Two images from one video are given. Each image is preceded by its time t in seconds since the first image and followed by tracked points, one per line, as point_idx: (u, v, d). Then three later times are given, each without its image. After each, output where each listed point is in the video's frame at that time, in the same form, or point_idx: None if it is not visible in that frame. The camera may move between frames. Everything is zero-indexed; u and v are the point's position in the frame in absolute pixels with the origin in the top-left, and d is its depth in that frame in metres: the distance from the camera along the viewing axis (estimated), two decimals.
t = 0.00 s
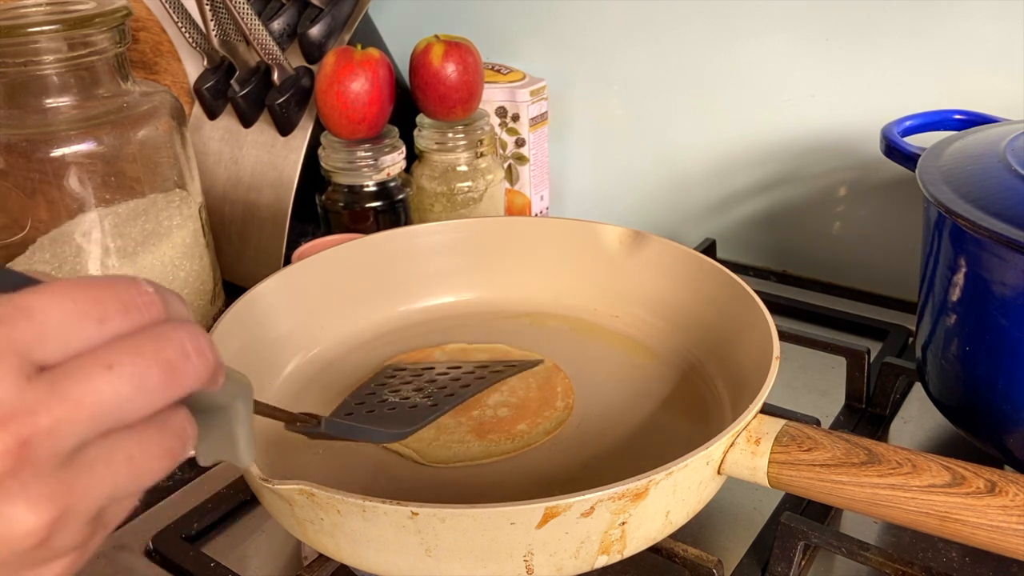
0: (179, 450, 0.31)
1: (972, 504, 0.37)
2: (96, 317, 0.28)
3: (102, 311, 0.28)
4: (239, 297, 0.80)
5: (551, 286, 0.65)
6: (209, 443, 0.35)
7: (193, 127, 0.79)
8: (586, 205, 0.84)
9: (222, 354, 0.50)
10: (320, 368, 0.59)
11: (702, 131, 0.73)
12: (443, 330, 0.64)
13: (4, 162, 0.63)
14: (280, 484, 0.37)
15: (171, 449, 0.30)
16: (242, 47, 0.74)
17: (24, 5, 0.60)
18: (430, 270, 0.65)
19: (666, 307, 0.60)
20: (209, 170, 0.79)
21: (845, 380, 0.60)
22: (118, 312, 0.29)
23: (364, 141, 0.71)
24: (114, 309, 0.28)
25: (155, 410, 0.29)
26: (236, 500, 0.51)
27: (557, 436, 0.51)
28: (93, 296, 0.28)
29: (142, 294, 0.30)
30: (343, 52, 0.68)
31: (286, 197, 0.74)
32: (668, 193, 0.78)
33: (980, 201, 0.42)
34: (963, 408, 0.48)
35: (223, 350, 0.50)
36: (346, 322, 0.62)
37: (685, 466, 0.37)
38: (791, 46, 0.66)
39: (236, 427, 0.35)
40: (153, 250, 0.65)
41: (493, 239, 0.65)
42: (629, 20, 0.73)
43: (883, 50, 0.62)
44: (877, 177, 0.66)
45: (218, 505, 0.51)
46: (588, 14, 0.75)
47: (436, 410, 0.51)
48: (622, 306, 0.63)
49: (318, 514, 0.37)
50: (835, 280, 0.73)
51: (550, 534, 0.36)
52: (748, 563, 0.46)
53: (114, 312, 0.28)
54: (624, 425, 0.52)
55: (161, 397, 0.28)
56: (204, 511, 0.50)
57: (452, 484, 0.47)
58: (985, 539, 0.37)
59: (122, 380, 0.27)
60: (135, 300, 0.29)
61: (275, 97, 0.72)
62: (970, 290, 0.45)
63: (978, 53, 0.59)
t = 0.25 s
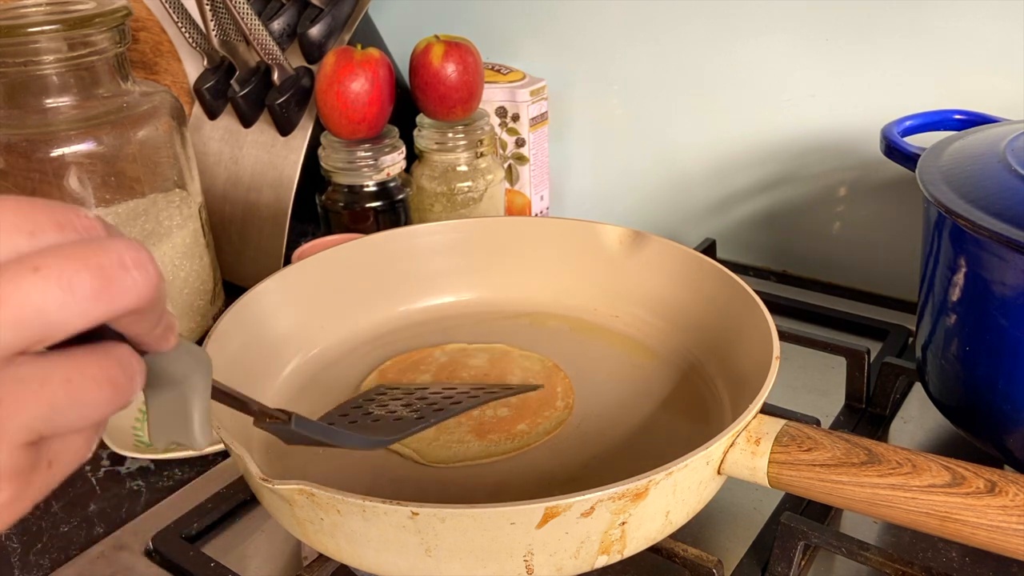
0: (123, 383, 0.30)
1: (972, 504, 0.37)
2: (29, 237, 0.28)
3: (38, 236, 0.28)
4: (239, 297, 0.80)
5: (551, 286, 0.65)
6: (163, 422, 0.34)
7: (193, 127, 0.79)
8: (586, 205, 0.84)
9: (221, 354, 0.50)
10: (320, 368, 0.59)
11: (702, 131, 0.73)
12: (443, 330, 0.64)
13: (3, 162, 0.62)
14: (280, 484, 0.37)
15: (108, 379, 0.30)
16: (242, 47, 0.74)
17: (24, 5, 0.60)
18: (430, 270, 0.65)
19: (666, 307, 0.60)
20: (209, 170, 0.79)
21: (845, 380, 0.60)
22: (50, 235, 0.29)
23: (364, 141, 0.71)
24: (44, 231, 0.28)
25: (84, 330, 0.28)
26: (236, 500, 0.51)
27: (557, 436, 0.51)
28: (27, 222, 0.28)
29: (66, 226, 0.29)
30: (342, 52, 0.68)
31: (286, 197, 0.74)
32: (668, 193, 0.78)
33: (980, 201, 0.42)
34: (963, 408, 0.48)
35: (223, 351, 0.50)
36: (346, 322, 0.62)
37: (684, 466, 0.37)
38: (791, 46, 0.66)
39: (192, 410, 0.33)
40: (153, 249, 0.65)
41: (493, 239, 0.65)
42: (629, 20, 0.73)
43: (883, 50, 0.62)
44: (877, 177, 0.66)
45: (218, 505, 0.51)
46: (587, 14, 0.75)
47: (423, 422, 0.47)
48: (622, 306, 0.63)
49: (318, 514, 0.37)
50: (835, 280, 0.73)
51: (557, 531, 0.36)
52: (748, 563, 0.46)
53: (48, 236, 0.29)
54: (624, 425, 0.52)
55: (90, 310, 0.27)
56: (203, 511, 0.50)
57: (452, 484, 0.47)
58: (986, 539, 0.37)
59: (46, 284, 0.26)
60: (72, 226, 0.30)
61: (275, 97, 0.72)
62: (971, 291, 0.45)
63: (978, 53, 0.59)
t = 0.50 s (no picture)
0: (75, 360, 0.29)
1: (972, 504, 0.37)
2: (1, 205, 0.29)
3: None
4: (238, 296, 0.80)
5: (551, 287, 0.65)
6: (122, 425, 0.31)
7: (193, 127, 0.79)
8: (586, 205, 0.84)
9: (221, 355, 0.50)
10: (320, 368, 0.59)
11: (702, 131, 0.73)
12: (443, 329, 0.64)
13: (4, 162, 0.62)
14: (280, 484, 0.37)
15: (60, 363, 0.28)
16: (243, 47, 0.74)
17: (24, 5, 0.60)
18: (430, 270, 0.65)
19: (666, 306, 0.60)
20: (209, 170, 0.79)
21: (845, 379, 0.60)
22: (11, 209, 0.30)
23: (364, 141, 0.71)
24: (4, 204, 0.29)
25: (24, 307, 0.26)
26: (236, 500, 0.51)
27: (556, 436, 0.51)
28: None
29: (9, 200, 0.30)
30: (342, 52, 0.68)
31: (286, 197, 0.74)
32: (668, 193, 0.78)
33: (980, 201, 0.42)
34: (963, 408, 0.48)
35: (223, 351, 0.50)
36: (346, 323, 0.62)
37: (685, 466, 0.37)
38: (791, 46, 0.66)
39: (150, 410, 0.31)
40: (153, 250, 0.65)
41: (493, 239, 0.65)
42: (629, 20, 0.73)
43: (883, 50, 0.62)
44: (877, 177, 0.66)
45: (218, 505, 0.51)
46: (586, 14, 0.75)
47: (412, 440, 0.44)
48: (622, 306, 0.63)
49: (318, 514, 0.37)
50: (835, 280, 0.73)
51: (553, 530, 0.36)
52: (748, 563, 0.46)
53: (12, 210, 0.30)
54: (624, 425, 0.52)
55: (29, 280, 0.25)
56: (203, 511, 0.50)
57: (452, 484, 0.47)
58: (985, 539, 0.37)
59: None
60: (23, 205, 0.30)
61: (275, 97, 0.72)
62: (970, 291, 0.45)
63: (978, 53, 0.59)
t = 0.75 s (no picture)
0: None
1: (972, 504, 0.37)
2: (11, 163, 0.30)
3: None
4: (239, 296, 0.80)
5: (551, 287, 0.65)
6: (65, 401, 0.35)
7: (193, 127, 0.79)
8: (586, 205, 0.84)
9: (221, 355, 0.50)
10: (319, 369, 0.59)
11: (702, 131, 0.73)
12: (443, 329, 0.63)
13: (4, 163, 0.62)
14: (281, 484, 0.37)
15: None
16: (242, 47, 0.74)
17: (24, 5, 0.60)
18: (430, 270, 0.65)
19: (666, 306, 0.60)
20: (209, 170, 0.79)
21: (845, 379, 0.60)
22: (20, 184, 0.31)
23: (364, 141, 0.71)
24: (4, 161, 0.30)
25: None
26: (236, 500, 0.51)
27: (556, 436, 0.51)
28: None
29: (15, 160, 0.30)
30: (342, 52, 0.68)
31: (286, 197, 0.74)
32: (668, 193, 0.78)
33: (980, 201, 0.42)
34: (963, 408, 0.48)
35: (223, 352, 0.50)
36: (346, 323, 0.62)
37: (685, 466, 0.37)
38: (791, 46, 0.66)
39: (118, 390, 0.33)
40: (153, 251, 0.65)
41: (493, 239, 0.65)
42: (629, 20, 0.73)
43: (883, 50, 0.62)
44: (877, 177, 0.66)
45: (218, 505, 0.51)
46: (586, 14, 0.75)
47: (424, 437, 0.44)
48: (622, 306, 0.63)
49: (318, 514, 0.37)
50: (835, 280, 0.73)
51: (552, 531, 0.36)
52: (748, 563, 0.46)
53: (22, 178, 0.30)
54: (624, 425, 0.52)
55: None
56: (203, 511, 0.50)
57: (452, 484, 0.47)
58: (986, 539, 0.37)
59: None
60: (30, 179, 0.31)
61: (275, 97, 0.72)
62: (970, 290, 0.45)
63: (978, 53, 0.59)
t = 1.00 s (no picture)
0: None
1: (972, 504, 0.37)
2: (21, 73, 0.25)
3: None
4: (239, 296, 0.80)
5: (551, 287, 0.65)
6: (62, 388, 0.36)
7: (193, 127, 0.79)
8: (586, 205, 0.84)
9: (221, 355, 0.50)
10: (319, 369, 0.59)
11: (701, 131, 0.73)
12: (444, 329, 0.63)
13: (4, 162, 0.63)
14: (281, 484, 0.37)
15: None
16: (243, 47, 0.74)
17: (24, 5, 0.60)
18: (430, 270, 0.65)
19: (666, 306, 0.60)
20: (209, 170, 0.79)
21: (845, 379, 0.60)
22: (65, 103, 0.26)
23: (364, 141, 0.71)
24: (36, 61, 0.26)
25: None
26: (236, 500, 0.52)
27: (556, 436, 0.51)
28: None
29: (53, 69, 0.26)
30: (342, 52, 0.68)
31: (286, 197, 0.74)
32: (668, 193, 0.78)
33: (980, 201, 0.42)
34: (963, 408, 0.48)
35: (223, 352, 0.50)
36: (346, 323, 0.62)
37: (684, 466, 0.37)
38: (791, 47, 0.66)
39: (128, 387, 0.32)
40: (153, 251, 0.65)
41: (493, 240, 0.65)
42: (629, 20, 0.73)
43: (883, 50, 0.62)
44: (877, 177, 0.66)
45: (218, 505, 0.51)
46: (586, 14, 0.75)
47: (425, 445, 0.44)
48: (622, 306, 0.63)
49: (318, 514, 0.37)
50: (835, 280, 0.73)
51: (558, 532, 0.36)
52: (748, 563, 0.46)
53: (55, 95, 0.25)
54: (624, 425, 0.52)
55: None
56: (203, 511, 0.50)
57: (453, 485, 0.47)
58: (986, 539, 0.37)
59: None
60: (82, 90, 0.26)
61: (275, 97, 0.72)
62: (970, 290, 0.45)
63: (978, 53, 0.59)
